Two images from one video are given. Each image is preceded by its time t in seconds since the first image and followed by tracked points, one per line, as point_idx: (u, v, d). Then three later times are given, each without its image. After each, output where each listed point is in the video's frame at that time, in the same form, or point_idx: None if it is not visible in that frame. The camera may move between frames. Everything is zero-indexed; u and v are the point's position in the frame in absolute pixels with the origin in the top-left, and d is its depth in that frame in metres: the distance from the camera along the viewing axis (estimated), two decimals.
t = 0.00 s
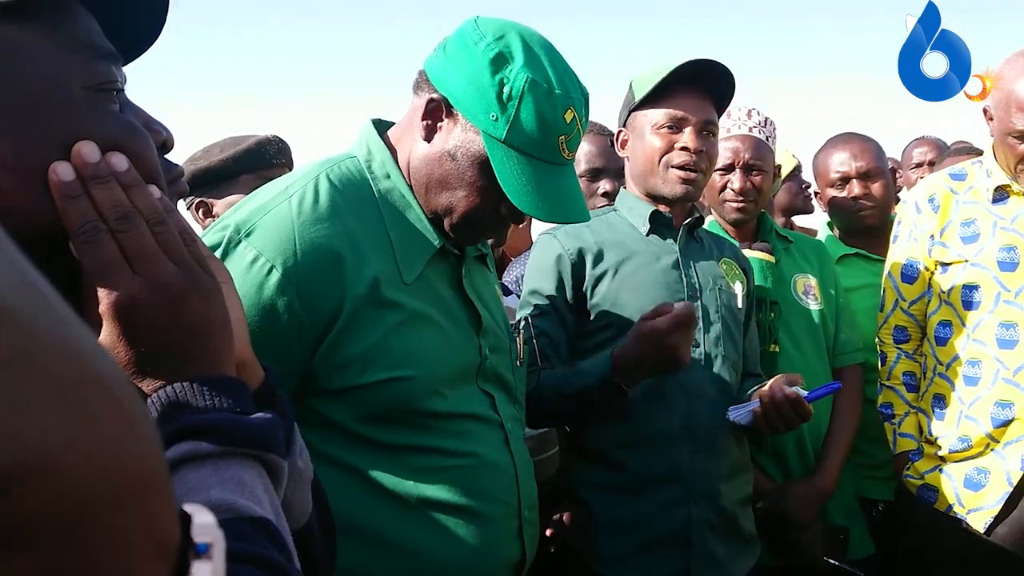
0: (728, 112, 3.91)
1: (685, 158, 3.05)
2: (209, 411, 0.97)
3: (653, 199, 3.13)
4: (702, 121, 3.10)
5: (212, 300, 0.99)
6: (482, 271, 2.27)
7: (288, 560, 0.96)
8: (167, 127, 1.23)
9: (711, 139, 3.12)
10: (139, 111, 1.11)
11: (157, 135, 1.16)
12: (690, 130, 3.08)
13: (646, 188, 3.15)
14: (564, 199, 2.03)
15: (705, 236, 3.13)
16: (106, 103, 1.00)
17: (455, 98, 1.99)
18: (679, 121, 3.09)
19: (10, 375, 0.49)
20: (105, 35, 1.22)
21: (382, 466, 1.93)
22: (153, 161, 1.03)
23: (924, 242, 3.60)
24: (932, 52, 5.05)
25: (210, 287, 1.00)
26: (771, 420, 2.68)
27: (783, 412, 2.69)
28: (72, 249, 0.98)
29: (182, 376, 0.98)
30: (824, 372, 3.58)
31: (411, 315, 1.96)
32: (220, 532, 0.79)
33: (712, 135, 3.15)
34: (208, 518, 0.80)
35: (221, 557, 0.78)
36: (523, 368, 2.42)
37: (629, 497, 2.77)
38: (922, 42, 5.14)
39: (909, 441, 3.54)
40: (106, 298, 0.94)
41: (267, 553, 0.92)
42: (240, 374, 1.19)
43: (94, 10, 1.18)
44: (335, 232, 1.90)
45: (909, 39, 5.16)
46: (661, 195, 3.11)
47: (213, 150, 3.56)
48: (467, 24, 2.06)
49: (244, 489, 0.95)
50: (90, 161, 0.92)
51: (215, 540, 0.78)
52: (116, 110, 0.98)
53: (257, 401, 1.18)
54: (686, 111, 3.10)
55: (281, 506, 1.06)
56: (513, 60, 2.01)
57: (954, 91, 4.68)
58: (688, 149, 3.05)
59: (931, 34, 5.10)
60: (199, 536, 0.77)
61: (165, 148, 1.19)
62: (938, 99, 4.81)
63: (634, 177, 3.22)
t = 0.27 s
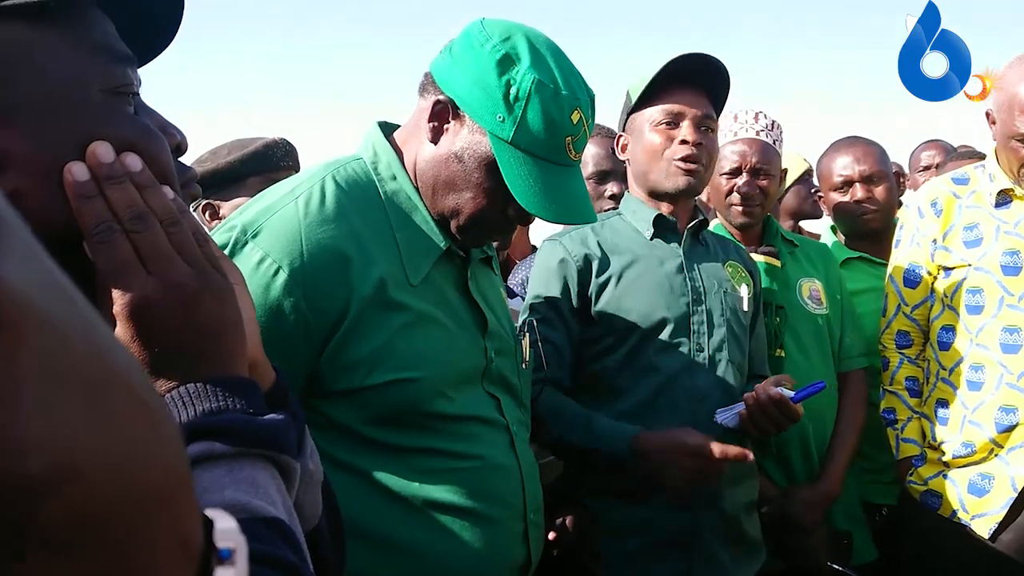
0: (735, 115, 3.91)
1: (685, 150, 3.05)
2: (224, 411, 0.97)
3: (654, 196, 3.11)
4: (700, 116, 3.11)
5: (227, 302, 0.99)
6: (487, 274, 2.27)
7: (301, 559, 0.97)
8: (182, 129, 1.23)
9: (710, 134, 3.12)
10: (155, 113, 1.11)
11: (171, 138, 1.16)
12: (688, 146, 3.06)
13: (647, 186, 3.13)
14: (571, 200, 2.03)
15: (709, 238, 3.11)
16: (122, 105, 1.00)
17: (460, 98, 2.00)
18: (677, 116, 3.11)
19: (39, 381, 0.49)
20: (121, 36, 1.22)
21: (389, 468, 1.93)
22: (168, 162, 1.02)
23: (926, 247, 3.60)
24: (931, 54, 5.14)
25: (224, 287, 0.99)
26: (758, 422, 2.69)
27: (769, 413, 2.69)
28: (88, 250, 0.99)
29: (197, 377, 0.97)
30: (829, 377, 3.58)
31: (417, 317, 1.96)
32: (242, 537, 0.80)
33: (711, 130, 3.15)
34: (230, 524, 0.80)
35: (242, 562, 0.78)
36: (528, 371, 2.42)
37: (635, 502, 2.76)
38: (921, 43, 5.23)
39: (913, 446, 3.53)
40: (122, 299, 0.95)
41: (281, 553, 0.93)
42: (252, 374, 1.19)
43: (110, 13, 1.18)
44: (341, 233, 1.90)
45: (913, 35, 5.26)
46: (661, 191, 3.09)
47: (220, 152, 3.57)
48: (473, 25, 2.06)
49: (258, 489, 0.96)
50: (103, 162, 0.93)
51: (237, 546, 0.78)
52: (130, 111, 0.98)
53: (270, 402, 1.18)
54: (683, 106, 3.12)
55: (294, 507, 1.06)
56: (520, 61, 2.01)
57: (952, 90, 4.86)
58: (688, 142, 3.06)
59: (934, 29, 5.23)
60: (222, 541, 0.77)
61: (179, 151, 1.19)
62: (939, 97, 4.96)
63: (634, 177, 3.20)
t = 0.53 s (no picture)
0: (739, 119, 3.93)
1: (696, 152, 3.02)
2: (241, 415, 0.97)
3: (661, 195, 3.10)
4: (717, 121, 3.07)
5: (242, 305, 1.02)
6: (490, 277, 2.27)
7: (316, 564, 0.98)
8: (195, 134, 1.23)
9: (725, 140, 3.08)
10: (170, 118, 1.11)
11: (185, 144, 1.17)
12: (695, 114, 2.68)
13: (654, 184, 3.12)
14: (574, 204, 2.03)
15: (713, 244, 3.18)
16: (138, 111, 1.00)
17: (465, 101, 2.01)
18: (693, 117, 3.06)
19: (87, 394, 0.52)
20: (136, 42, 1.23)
21: (393, 472, 1.93)
22: (185, 167, 1.04)
23: (926, 251, 3.60)
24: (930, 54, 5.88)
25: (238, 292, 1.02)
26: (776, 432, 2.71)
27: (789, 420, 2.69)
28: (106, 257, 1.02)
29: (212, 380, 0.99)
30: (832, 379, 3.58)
31: (420, 320, 1.96)
32: (269, 547, 0.81)
33: (728, 138, 3.11)
34: (257, 533, 0.81)
35: (270, 571, 0.80)
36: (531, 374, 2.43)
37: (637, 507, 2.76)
38: (922, 43, 5.87)
39: (912, 451, 3.54)
40: (139, 304, 0.97)
41: (298, 557, 0.93)
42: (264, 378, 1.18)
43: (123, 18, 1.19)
44: (345, 237, 1.90)
45: (914, 35, 5.88)
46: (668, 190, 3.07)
47: (224, 155, 3.58)
48: (476, 30, 2.06)
49: (274, 494, 0.96)
50: (123, 166, 0.94)
51: (265, 556, 0.79)
52: (148, 116, 0.99)
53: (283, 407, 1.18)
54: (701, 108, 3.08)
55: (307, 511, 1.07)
56: (523, 65, 2.01)
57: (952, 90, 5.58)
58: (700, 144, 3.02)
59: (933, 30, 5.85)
60: (250, 551, 0.78)
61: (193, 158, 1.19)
62: (941, 96, 5.60)
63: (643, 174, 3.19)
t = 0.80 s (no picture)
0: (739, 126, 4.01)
1: (715, 168, 2.97)
2: (249, 423, 0.97)
3: (673, 204, 3.12)
4: (743, 137, 2.99)
5: (251, 312, 1.03)
6: (490, 283, 2.27)
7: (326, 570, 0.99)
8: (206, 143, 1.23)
9: (748, 157, 3.02)
10: (181, 127, 1.13)
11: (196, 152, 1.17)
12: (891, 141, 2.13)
13: (668, 192, 3.12)
14: (575, 210, 2.04)
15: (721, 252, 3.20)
16: (149, 120, 1.02)
17: (467, 111, 2.00)
18: (719, 129, 2.99)
19: (112, 414, 0.49)
20: (149, 51, 1.24)
21: (395, 478, 1.93)
22: (195, 174, 1.06)
23: (924, 256, 3.60)
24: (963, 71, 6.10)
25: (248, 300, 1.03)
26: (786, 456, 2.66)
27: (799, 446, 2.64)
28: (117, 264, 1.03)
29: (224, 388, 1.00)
30: (833, 382, 3.60)
31: (422, 325, 1.96)
32: (286, 558, 0.90)
33: (752, 154, 3.04)
34: (273, 545, 0.90)
35: None
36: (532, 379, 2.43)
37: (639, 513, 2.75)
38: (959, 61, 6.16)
39: (910, 456, 3.57)
40: (151, 311, 0.98)
41: (308, 564, 0.94)
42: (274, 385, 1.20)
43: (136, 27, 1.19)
44: (346, 243, 1.90)
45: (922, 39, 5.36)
46: (680, 201, 3.08)
47: (226, 160, 3.59)
48: (476, 37, 2.07)
49: (284, 501, 0.97)
50: (134, 175, 0.95)
51: (282, 567, 0.89)
52: (158, 125, 1.01)
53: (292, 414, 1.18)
54: (729, 121, 3.00)
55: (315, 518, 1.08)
56: (523, 72, 2.01)
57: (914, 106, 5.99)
58: (721, 159, 2.97)
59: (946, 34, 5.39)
60: (267, 563, 0.88)
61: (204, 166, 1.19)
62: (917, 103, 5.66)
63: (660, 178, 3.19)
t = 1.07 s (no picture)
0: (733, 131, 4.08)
1: (720, 175, 2.98)
2: (244, 431, 0.98)
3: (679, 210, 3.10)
4: (748, 143, 3.00)
5: (249, 320, 1.03)
6: (481, 286, 2.28)
7: None
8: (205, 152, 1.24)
9: (754, 164, 3.03)
10: (180, 136, 1.14)
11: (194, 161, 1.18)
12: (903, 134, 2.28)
13: (673, 198, 3.10)
14: (565, 215, 2.04)
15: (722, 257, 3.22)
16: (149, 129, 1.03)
17: (457, 117, 2.00)
18: (723, 136, 3.00)
19: (125, 441, 0.51)
20: (149, 61, 1.24)
21: (389, 483, 1.93)
22: (195, 183, 1.06)
23: (913, 258, 3.61)
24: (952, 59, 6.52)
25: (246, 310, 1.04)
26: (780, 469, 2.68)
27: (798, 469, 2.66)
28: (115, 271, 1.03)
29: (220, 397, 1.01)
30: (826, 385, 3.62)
31: (414, 330, 1.96)
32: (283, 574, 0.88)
33: (757, 159, 3.05)
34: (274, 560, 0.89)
35: None
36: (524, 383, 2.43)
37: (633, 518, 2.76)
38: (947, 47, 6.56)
39: (900, 458, 3.60)
40: (150, 319, 0.99)
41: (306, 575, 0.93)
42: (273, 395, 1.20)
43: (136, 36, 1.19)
44: (337, 248, 1.90)
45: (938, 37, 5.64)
46: (686, 208, 3.06)
47: (219, 165, 3.58)
48: (465, 42, 2.07)
49: (281, 510, 0.97)
50: (133, 184, 0.96)
51: None
52: (158, 134, 1.01)
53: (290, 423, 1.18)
54: (734, 127, 3.00)
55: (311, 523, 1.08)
56: (512, 77, 2.02)
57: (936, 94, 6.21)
58: (726, 167, 2.97)
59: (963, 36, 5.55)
60: None
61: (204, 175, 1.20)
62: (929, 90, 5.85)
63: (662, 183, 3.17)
